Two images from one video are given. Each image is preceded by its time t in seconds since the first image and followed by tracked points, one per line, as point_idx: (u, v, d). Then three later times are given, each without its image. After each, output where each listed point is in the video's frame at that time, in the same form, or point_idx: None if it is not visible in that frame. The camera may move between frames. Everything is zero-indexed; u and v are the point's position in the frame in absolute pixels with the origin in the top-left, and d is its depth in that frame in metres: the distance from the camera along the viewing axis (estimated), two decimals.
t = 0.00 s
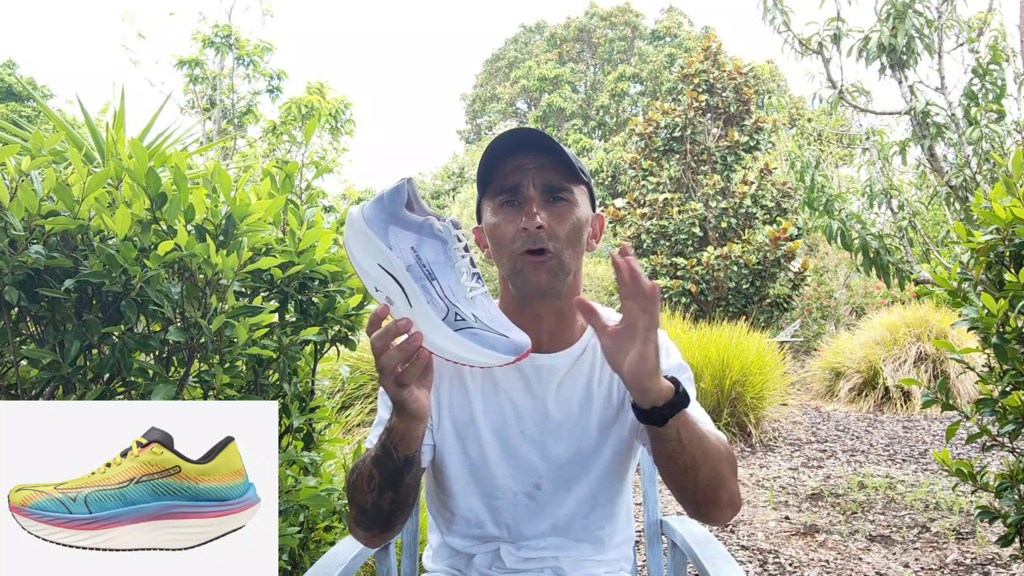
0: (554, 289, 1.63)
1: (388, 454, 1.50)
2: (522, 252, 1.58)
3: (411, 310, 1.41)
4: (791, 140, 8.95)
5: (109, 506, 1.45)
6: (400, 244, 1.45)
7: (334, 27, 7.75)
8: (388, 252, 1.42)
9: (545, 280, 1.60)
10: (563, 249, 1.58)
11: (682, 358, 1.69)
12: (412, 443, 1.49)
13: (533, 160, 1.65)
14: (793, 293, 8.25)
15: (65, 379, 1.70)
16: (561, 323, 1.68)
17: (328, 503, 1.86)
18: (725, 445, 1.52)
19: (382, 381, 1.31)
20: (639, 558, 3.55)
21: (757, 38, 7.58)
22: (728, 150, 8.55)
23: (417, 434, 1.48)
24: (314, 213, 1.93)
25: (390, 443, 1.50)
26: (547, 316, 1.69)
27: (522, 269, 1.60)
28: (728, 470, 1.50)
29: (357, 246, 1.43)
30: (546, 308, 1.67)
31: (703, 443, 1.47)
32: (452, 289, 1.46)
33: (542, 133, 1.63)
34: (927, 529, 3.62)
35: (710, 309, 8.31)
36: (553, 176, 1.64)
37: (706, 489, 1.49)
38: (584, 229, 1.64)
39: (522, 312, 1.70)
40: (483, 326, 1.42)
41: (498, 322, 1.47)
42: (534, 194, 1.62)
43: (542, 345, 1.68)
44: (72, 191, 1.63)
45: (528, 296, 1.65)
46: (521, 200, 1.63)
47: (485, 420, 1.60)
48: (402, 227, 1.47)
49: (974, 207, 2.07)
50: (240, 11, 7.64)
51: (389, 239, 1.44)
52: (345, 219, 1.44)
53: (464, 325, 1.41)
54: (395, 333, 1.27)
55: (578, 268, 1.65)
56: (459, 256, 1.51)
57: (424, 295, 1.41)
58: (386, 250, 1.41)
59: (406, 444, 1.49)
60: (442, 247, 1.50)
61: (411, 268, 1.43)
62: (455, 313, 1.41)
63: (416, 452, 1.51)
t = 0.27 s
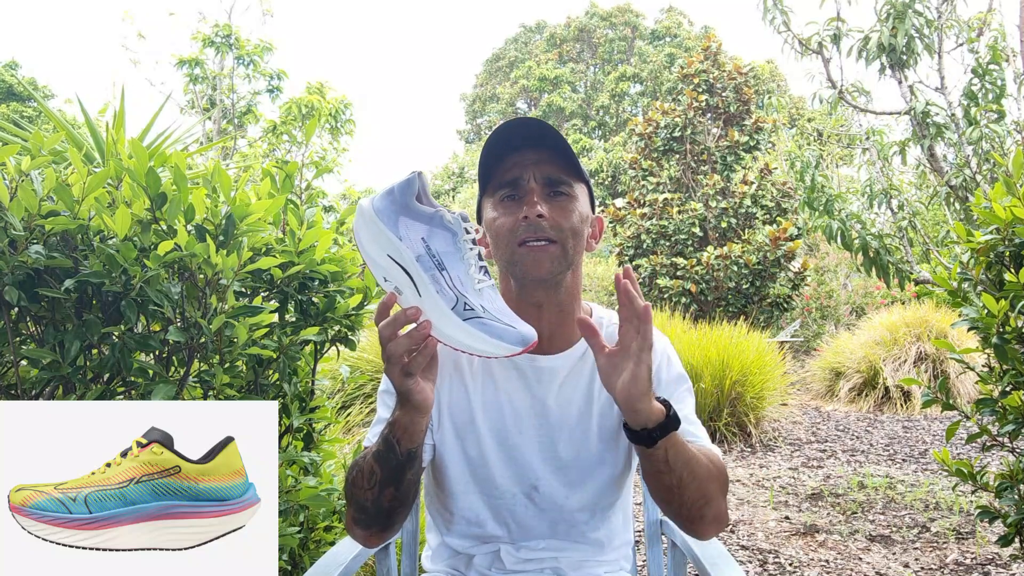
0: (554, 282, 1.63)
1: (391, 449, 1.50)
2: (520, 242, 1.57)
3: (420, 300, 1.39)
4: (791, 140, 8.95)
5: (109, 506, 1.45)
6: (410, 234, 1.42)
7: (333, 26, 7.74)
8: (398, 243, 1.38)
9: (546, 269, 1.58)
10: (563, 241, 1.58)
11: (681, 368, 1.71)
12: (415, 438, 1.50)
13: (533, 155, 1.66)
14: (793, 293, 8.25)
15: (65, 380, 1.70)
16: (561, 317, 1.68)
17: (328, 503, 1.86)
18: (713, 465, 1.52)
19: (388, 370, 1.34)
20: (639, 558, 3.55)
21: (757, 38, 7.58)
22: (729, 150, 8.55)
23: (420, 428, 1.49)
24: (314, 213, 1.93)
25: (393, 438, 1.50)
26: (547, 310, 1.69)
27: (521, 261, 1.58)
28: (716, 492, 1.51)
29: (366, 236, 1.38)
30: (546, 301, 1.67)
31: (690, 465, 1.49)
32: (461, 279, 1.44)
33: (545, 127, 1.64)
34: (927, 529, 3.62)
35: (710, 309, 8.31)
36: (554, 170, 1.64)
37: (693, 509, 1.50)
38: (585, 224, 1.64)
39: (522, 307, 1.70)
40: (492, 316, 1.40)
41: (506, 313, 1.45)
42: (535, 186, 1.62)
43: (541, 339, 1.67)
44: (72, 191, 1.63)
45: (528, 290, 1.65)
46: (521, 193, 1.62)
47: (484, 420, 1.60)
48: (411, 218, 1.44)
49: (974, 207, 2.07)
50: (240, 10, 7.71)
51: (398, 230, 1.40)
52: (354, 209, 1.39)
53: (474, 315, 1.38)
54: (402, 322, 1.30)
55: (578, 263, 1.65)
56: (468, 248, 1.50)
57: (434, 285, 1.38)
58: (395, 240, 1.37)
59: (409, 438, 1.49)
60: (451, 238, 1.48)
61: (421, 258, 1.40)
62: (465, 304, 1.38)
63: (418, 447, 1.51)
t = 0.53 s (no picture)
0: (554, 281, 1.63)
1: (392, 453, 1.49)
2: (521, 243, 1.57)
3: (423, 305, 1.41)
4: (791, 140, 8.95)
5: (109, 506, 1.45)
6: (413, 239, 1.45)
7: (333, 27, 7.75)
8: (400, 248, 1.42)
9: (545, 268, 1.58)
10: (564, 242, 1.58)
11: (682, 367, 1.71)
12: (417, 442, 1.49)
13: (532, 155, 1.65)
14: (793, 293, 8.25)
15: (65, 380, 1.70)
16: (563, 318, 1.68)
17: (328, 503, 1.86)
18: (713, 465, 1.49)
19: (391, 377, 1.32)
20: (638, 558, 3.55)
21: (757, 38, 7.58)
22: (728, 150, 8.55)
23: (422, 432, 1.48)
24: (314, 213, 1.93)
25: (395, 442, 1.49)
26: (547, 310, 1.69)
27: (521, 261, 1.58)
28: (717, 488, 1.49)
29: (369, 241, 1.43)
30: (545, 302, 1.67)
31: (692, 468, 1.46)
32: (464, 284, 1.45)
33: (544, 127, 1.64)
34: (927, 529, 3.62)
35: (710, 309, 8.31)
36: (553, 171, 1.64)
37: (696, 508, 1.50)
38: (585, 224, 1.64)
39: (523, 307, 1.70)
40: (494, 322, 1.41)
41: (508, 318, 1.46)
42: (535, 187, 1.62)
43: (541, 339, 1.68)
44: (72, 191, 1.63)
45: (529, 290, 1.65)
46: (521, 194, 1.62)
47: (485, 419, 1.60)
48: (415, 223, 1.47)
49: (974, 207, 2.07)
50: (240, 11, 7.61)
51: (402, 234, 1.44)
52: (358, 214, 1.44)
53: (475, 321, 1.40)
54: (406, 328, 1.29)
55: (578, 262, 1.65)
56: (472, 253, 1.50)
57: (436, 290, 1.41)
58: (398, 245, 1.42)
59: (411, 442, 1.48)
60: (454, 244, 1.49)
61: (424, 263, 1.43)
62: (467, 309, 1.40)
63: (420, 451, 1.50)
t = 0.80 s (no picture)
0: (554, 288, 1.64)
1: (395, 472, 1.48)
2: (522, 250, 1.58)
3: (414, 341, 1.37)
4: (790, 140, 8.95)
5: (108, 506, 1.45)
6: (397, 269, 1.41)
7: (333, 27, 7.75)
8: (386, 279, 1.38)
9: (546, 276, 1.60)
10: (564, 248, 1.59)
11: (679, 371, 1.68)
12: (419, 464, 1.47)
13: (532, 160, 1.65)
14: (793, 293, 8.25)
15: (65, 380, 1.70)
16: (563, 322, 1.68)
17: (328, 503, 1.86)
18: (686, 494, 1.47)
19: (389, 411, 1.32)
20: (639, 558, 3.55)
21: (757, 38, 7.58)
22: (728, 150, 8.55)
23: (424, 456, 1.46)
24: (314, 213, 1.93)
25: (397, 462, 1.48)
26: (548, 315, 1.68)
27: (522, 268, 1.59)
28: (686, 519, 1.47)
29: (353, 275, 1.39)
30: (546, 306, 1.67)
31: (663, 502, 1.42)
32: (455, 314, 1.42)
33: (542, 131, 1.62)
34: (927, 529, 3.62)
35: (710, 310, 8.31)
36: (553, 175, 1.64)
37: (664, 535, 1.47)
38: (585, 229, 1.64)
39: (523, 311, 1.71)
40: (490, 351, 1.39)
41: (503, 344, 1.44)
42: (534, 193, 1.62)
43: (543, 342, 1.69)
44: (72, 191, 1.63)
45: (529, 295, 1.65)
46: (522, 200, 1.62)
47: (485, 418, 1.60)
48: (397, 253, 1.43)
49: (974, 207, 2.07)
50: (239, 11, 7.77)
51: (385, 265, 1.40)
52: (340, 246, 1.39)
53: (471, 352, 1.37)
54: (399, 366, 1.27)
55: (579, 266, 1.66)
56: (461, 279, 1.47)
57: (428, 322, 1.38)
58: (382, 276, 1.38)
59: (413, 465, 1.47)
60: (441, 271, 1.47)
61: (411, 295, 1.39)
62: (461, 341, 1.37)
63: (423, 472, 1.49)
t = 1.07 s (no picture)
0: (549, 288, 1.64)
1: (407, 479, 1.48)
2: (515, 252, 1.59)
3: (433, 354, 1.36)
4: (790, 140, 8.96)
5: (109, 506, 1.46)
6: (413, 281, 1.39)
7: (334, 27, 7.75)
8: (401, 293, 1.37)
9: (538, 278, 1.60)
10: (557, 250, 1.58)
11: (672, 370, 1.68)
12: (432, 472, 1.48)
13: (526, 161, 1.63)
14: (793, 293, 8.25)
15: (65, 379, 1.70)
16: (560, 321, 1.68)
17: (328, 503, 1.86)
18: (662, 495, 1.49)
19: (408, 422, 1.36)
20: (639, 558, 3.55)
21: (757, 38, 7.58)
22: (728, 150, 8.55)
23: (437, 463, 1.47)
24: (314, 213, 1.92)
25: (410, 469, 1.48)
26: (545, 313, 1.69)
27: (515, 269, 1.60)
28: (660, 521, 1.49)
29: (369, 290, 1.37)
30: (543, 306, 1.67)
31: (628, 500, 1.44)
32: (474, 323, 1.40)
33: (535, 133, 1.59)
34: (927, 529, 3.62)
35: (710, 310, 8.31)
36: (547, 176, 1.62)
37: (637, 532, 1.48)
38: (580, 230, 1.63)
39: (519, 310, 1.71)
40: (512, 360, 1.37)
41: (524, 350, 1.42)
42: (528, 195, 1.61)
43: (540, 340, 1.70)
44: (72, 191, 1.63)
45: (525, 295, 1.66)
46: (515, 202, 1.61)
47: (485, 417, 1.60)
48: (411, 263, 1.40)
49: (974, 207, 2.07)
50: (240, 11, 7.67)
51: (400, 277, 1.38)
52: (351, 261, 1.37)
53: (493, 362, 1.36)
54: (413, 378, 1.30)
55: (574, 266, 1.65)
56: (478, 286, 1.44)
57: (447, 334, 1.36)
58: (398, 290, 1.36)
59: (426, 472, 1.47)
60: (457, 280, 1.43)
61: (428, 307, 1.37)
62: (482, 352, 1.36)
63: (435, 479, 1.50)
